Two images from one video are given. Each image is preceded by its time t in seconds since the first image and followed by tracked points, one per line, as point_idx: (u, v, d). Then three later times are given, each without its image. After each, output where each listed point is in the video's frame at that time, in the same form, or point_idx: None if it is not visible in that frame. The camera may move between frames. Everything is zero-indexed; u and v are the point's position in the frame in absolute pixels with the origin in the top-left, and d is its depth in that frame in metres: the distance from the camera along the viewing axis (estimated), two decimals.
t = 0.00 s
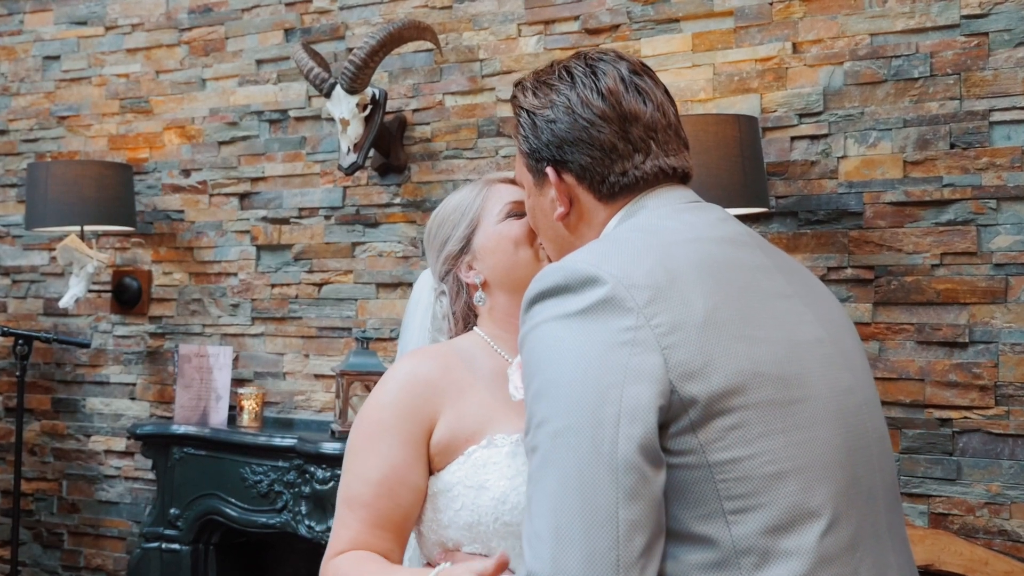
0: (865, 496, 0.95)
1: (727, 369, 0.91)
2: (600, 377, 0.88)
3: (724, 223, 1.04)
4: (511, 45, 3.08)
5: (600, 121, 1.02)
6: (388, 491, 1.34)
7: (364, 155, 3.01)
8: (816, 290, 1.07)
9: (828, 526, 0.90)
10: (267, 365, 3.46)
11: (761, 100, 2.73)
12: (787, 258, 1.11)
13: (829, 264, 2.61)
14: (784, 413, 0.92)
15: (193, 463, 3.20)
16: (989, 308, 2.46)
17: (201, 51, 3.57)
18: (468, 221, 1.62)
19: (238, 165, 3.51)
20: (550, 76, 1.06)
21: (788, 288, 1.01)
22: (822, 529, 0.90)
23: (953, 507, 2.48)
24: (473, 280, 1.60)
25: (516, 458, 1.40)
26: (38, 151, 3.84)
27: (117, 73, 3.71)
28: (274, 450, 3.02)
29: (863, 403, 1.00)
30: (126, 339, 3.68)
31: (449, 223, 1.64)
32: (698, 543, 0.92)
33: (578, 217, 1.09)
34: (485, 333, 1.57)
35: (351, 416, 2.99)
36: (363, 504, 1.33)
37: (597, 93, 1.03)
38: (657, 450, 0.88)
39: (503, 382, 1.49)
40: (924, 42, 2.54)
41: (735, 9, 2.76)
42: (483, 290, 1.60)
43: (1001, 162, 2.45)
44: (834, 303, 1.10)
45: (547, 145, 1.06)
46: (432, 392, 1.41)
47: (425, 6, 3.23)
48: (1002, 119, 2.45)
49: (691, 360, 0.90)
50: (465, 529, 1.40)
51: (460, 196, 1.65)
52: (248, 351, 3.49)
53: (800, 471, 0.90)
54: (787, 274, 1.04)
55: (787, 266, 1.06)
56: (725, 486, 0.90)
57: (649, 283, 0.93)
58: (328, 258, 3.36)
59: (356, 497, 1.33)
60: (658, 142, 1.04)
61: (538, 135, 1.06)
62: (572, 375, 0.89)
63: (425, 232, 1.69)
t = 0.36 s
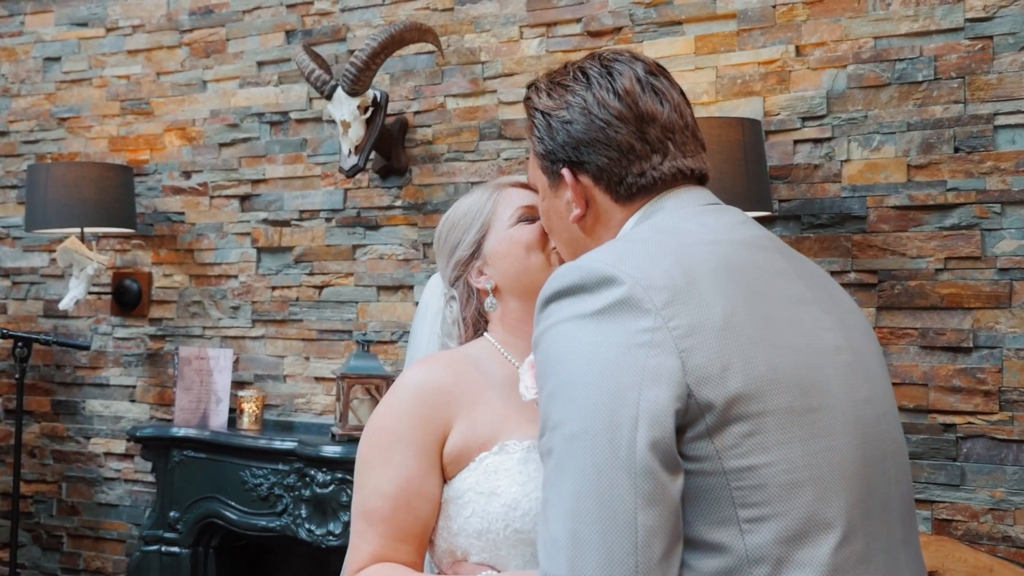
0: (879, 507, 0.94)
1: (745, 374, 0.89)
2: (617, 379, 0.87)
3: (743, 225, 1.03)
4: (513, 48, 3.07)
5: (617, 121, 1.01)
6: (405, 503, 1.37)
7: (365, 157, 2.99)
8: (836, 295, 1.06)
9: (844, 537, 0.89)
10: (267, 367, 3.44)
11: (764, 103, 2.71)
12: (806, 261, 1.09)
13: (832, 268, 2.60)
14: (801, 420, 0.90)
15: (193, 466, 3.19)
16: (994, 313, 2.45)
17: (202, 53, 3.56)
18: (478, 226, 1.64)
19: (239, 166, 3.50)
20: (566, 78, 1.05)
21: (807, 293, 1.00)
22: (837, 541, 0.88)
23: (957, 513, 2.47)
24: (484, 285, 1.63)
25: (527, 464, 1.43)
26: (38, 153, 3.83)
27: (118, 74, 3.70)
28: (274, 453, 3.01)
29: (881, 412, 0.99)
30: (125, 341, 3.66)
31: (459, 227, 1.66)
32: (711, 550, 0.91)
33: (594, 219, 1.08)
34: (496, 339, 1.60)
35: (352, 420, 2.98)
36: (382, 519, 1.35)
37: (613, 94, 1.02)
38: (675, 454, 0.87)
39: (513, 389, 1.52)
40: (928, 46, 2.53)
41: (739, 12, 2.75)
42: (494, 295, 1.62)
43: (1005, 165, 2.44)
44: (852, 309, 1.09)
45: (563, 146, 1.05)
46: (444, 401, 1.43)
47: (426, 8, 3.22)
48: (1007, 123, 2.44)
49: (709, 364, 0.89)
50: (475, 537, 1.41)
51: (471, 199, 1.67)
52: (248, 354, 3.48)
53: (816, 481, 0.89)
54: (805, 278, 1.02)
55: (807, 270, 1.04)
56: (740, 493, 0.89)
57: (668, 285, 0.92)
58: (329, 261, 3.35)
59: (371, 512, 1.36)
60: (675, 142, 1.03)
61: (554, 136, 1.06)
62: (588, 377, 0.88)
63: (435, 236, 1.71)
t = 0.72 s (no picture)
0: (903, 536, 0.94)
1: (786, 395, 0.88)
2: (653, 395, 0.86)
3: (794, 229, 1.01)
4: (515, 48, 3.06)
5: (683, 88, 0.99)
6: (407, 505, 1.43)
7: (366, 158, 2.98)
8: (883, 307, 1.04)
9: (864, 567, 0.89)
10: (267, 369, 3.43)
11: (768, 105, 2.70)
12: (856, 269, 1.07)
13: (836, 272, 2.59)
14: (836, 446, 0.89)
15: (192, 468, 3.17)
16: (998, 318, 2.44)
17: (202, 53, 3.55)
18: (499, 224, 1.68)
19: (239, 167, 3.49)
20: (635, 37, 1.03)
21: (853, 308, 0.98)
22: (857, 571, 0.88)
23: (960, 519, 2.45)
24: (498, 284, 1.68)
25: (529, 469, 1.47)
26: (38, 152, 3.82)
27: (118, 74, 3.68)
28: (274, 455, 3.00)
29: (916, 437, 0.98)
30: (125, 342, 3.65)
31: (481, 221, 1.71)
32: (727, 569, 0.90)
33: (648, 186, 1.06)
34: (504, 343, 1.66)
35: (352, 422, 2.96)
36: (382, 520, 1.41)
37: (683, 58, 1.00)
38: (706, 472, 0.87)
39: (519, 396, 1.57)
40: (933, 49, 2.52)
41: (742, 14, 2.73)
42: (507, 295, 1.67)
43: (1010, 170, 2.43)
44: (898, 323, 1.06)
45: (624, 108, 1.03)
46: (448, 405, 1.50)
47: (428, 8, 3.20)
48: (1012, 127, 2.43)
49: (749, 384, 0.87)
50: (477, 539, 1.48)
51: (496, 194, 1.71)
52: (248, 355, 3.46)
53: (842, 510, 0.89)
54: (852, 291, 1.00)
55: (856, 281, 1.02)
56: (767, 516, 0.89)
57: (713, 297, 0.90)
58: (329, 262, 3.33)
59: (374, 514, 1.41)
60: (742, 117, 1.00)
61: (616, 96, 1.04)
62: (625, 389, 0.87)
63: (458, 225, 1.76)
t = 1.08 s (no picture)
0: None
1: (829, 431, 0.80)
2: (683, 414, 0.79)
3: (869, 240, 0.90)
4: (515, 48, 3.04)
5: (772, 54, 0.85)
6: (395, 502, 1.45)
7: (364, 157, 2.96)
8: (949, 336, 0.94)
9: None
10: (264, 369, 3.41)
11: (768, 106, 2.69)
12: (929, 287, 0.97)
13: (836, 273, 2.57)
14: (870, 487, 0.81)
15: (188, 469, 3.16)
16: (999, 320, 2.43)
17: (199, 51, 3.53)
18: (507, 226, 1.65)
19: (236, 166, 3.47)
20: None
21: (918, 337, 0.89)
22: None
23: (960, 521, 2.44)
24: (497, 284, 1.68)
25: (514, 467, 1.48)
26: (33, 151, 3.79)
27: (114, 72, 3.66)
28: (270, 456, 2.98)
29: (956, 484, 0.89)
30: (120, 342, 3.63)
31: (490, 216, 1.68)
32: None
33: (720, 163, 0.92)
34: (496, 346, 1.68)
35: (349, 423, 2.95)
36: (370, 517, 1.43)
37: (775, 21, 0.86)
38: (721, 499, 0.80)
39: (506, 398, 1.59)
40: (935, 49, 2.51)
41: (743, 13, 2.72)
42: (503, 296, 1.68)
43: (1012, 171, 2.42)
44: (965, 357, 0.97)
45: (703, 73, 0.89)
46: (435, 406, 1.53)
47: (427, 7, 3.19)
48: (1013, 128, 2.42)
49: (791, 412, 0.79)
50: (464, 539, 1.47)
51: (509, 191, 1.67)
52: (244, 355, 3.45)
53: (859, 552, 0.82)
54: (920, 315, 0.91)
55: (926, 305, 0.92)
56: (781, 550, 0.81)
57: (771, 314, 0.80)
58: (327, 262, 3.32)
59: (361, 512, 1.43)
60: (835, 93, 0.87)
61: (694, 60, 0.89)
62: (655, 399, 0.79)
63: (471, 214, 1.74)
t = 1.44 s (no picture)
0: None
1: (847, 468, 0.77)
2: (688, 442, 0.77)
3: (907, 260, 0.86)
4: (511, 46, 3.02)
5: (821, 43, 0.83)
6: (382, 507, 1.45)
7: (359, 156, 2.94)
8: (988, 362, 0.91)
9: None
10: (257, 369, 3.39)
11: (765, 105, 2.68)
12: (972, 306, 0.93)
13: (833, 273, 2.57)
14: (885, 523, 0.79)
15: (181, 469, 3.14)
16: (996, 320, 2.43)
17: (192, 48, 3.50)
18: (494, 227, 1.63)
19: (230, 164, 3.44)
20: None
21: (952, 365, 0.85)
22: None
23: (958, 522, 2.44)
24: (484, 285, 1.67)
25: (498, 467, 1.47)
26: (24, 149, 3.76)
27: (107, 69, 3.63)
28: (264, 457, 2.96)
29: (979, 519, 0.87)
30: (113, 342, 3.60)
31: (476, 217, 1.67)
32: None
33: (756, 155, 0.90)
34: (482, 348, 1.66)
35: (344, 423, 2.93)
36: (359, 524, 1.43)
37: (828, 9, 0.83)
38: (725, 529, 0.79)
39: (491, 400, 1.57)
40: (933, 49, 2.50)
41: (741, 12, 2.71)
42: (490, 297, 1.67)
43: (1009, 171, 2.41)
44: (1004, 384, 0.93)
45: (748, 60, 0.87)
46: (418, 410, 1.52)
47: (422, 5, 3.17)
48: (1011, 128, 2.42)
49: (807, 446, 0.76)
50: (449, 540, 1.46)
51: (496, 192, 1.66)
52: (238, 355, 3.43)
53: None
54: (956, 340, 0.87)
55: (964, 329, 0.89)
56: None
57: (793, 341, 0.77)
58: (321, 261, 3.30)
59: (350, 519, 1.44)
60: (884, 88, 0.84)
61: (740, 46, 0.87)
62: (664, 425, 0.77)
63: (457, 216, 1.73)
